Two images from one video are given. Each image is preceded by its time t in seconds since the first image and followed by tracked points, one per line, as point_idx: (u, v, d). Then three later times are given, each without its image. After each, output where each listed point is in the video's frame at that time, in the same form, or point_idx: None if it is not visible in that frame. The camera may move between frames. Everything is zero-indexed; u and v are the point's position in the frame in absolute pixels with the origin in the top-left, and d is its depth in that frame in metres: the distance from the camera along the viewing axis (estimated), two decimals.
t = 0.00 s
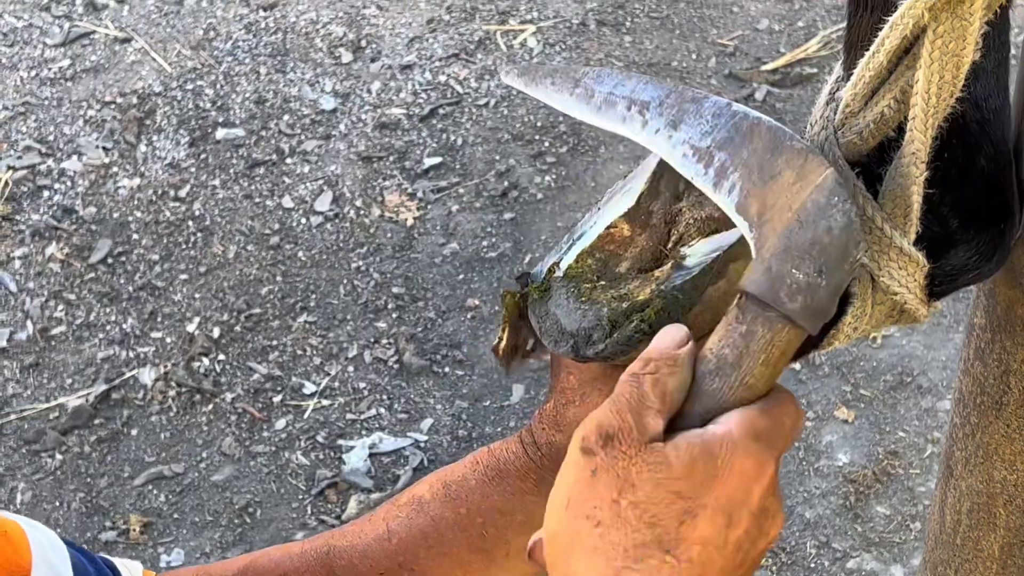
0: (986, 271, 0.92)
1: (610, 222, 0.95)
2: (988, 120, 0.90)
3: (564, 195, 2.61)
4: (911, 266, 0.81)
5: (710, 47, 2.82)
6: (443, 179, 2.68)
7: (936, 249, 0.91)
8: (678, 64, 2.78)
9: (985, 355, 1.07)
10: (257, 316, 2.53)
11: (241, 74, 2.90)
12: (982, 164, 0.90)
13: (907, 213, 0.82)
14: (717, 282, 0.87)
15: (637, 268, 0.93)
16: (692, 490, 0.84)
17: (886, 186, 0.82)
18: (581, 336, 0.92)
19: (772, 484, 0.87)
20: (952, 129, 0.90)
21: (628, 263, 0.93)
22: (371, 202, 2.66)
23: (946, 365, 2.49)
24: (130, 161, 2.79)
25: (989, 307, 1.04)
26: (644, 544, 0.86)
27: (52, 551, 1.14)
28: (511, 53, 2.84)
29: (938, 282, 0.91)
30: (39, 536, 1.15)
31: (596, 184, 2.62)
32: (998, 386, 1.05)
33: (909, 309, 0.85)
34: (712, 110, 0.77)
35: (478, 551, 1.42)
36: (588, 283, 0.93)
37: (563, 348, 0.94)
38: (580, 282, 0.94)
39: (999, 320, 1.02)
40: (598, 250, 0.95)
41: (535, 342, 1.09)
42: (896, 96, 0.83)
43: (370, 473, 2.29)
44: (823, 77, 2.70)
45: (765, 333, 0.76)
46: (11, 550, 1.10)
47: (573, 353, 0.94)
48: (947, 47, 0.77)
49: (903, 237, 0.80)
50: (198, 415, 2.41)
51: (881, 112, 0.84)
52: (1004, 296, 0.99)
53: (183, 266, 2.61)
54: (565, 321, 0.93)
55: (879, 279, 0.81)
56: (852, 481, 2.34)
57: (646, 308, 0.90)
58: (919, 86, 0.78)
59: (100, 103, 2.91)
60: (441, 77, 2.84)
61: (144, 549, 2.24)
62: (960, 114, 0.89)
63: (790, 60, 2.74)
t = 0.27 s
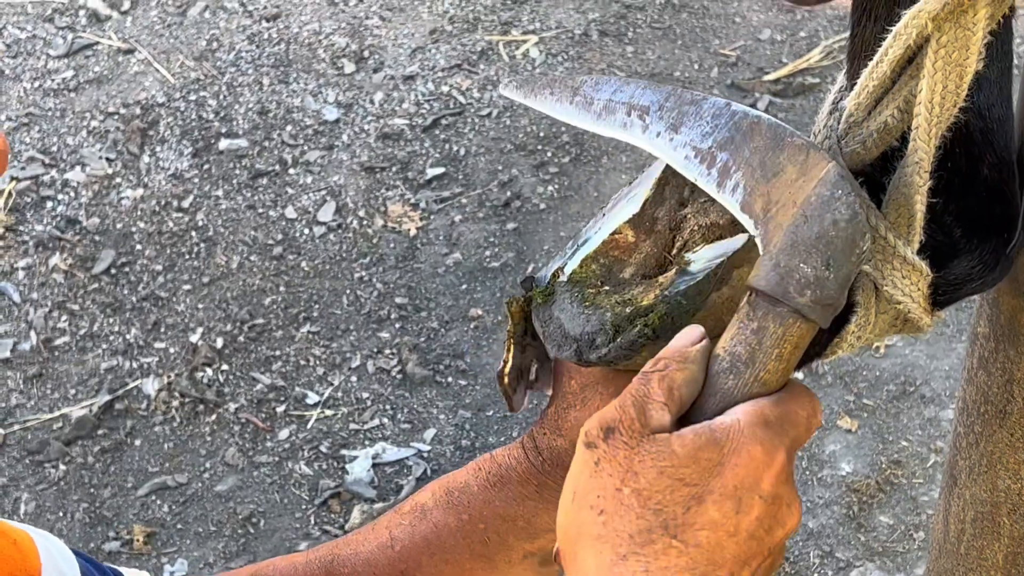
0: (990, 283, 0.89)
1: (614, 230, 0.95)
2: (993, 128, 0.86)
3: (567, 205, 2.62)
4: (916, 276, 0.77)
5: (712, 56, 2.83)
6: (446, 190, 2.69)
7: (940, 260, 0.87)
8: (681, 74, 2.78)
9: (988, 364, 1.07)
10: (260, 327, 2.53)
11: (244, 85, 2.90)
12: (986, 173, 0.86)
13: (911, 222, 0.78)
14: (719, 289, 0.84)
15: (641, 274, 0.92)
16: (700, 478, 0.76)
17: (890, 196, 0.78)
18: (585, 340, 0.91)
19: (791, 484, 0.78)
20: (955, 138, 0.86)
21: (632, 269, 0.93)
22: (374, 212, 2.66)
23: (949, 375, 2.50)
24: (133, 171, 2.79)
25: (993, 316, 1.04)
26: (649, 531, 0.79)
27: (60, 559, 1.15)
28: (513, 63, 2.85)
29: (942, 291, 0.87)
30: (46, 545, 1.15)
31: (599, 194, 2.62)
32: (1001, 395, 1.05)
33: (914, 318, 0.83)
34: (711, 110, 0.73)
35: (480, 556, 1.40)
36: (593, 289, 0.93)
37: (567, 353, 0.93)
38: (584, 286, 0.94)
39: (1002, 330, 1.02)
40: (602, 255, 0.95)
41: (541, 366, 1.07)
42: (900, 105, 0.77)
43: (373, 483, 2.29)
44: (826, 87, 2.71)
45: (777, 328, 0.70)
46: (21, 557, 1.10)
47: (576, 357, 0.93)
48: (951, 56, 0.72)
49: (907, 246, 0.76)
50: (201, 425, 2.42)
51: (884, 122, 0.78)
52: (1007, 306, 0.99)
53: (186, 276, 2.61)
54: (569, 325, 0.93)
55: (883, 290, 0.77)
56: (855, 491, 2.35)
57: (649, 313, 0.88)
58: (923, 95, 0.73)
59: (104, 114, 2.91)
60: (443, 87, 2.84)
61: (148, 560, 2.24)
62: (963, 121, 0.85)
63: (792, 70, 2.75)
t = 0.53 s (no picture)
0: (980, 316, 0.88)
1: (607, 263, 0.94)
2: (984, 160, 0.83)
3: (568, 224, 2.63)
4: (903, 311, 0.75)
5: (713, 75, 2.84)
6: (448, 209, 2.69)
7: (932, 296, 0.85)
8: (681, 93, 2.81)
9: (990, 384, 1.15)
10: (262, 346, 2.53)
11: (246, 104, 2.90)
12: (976, 210, 0.83)
13: (901, 254, 0.75)
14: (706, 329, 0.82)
15: (628, 311, 0.94)
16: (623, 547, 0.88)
17: (879, 228, 0.75)
18: (572, 375, 0.99)
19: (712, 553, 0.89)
20: (947, 169, 0.82)
21: (623, 305, 0.94)
22: (375, 232, 2.67)
23: (950, 394, 2.53)
24: (135, 191, 2.78)
25: (993, 342, 1.12)
26: None
27: None
28: (515, 82, 2.86)
29: (932, 326, 0.86)
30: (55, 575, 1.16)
31: (600, 213, 2.63)
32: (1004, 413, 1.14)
33: (904, 357, 0.80)
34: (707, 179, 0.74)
35: None
36: (583, 325, 0.97)
37: (556, 386, 1.02)
38: (573, 321, 0.99)
39: (1001, 357, 1.11)
40: (593, 291, 0.96)
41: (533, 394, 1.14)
42: (893, 135, 0.74)
43: (375, 503, 2.30)
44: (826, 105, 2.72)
45: (724, 412, 0.75)
46: None
47: (563, 391, 1.02)
48: (947, 81, 0.69)
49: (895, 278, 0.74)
50: (204, 445, 2.42)
51: (876, 152, 0.75)
52: (1005, 334, 1.07)
53: (188, 296, 2.61)
54: (558, 360, 1.00)
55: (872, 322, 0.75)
56: (856, 510, 2.37)
57: (635, 353, 0.91)
58: (915, 123, 0.70)
59: (106, 133, 2.90)
60: (445, 106, 2.85)
61: None
62: (954, 152, 0.81)
63: (792, 88, 2.77)
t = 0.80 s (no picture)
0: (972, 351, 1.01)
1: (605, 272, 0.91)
2: (978, 202, 1.00)
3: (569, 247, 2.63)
4: (896, 335, 0.93)
5: (713, 97, 2.85)
6: (449, 232, 2.69)
7: (928, 329, 0.99)
8: (683, 115, 2.82)
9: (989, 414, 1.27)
10: (264, 371, 2.53)
11: (248, 127, 2.90)
12: (969, 244, 0.99)
13: (894, 279, 0.93)
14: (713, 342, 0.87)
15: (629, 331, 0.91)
16: None
17: (874, 253, 0.93)
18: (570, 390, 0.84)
19: None
20: (942, 208, 1.00)
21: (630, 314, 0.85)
22: (377, 255, 2.67)
23: (952, 418, 2.52)
24: (137, 215, 2.78)
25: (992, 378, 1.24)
26: None
27: None
28: (515, 104, 2.87)
29: (926, 360, 1.00)
30: None
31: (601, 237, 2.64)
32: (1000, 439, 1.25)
33: (896, 381, 0.96)
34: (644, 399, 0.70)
35: None
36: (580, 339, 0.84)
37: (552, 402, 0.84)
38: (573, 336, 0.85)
39: (1001, 391, 1.22)
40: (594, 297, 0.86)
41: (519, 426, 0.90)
42: (887, 169, 0.94)
43: (377, 528, 2.30)
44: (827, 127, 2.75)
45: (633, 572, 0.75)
46: None
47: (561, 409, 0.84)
48: (942, 120, 0.87)
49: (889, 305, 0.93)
50: (205, 470, 2.42)
51: (870, 186, 0.95)
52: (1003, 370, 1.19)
53: (190, 320, 2.61)
54: (554, 373, 0.85)
55: (866, 344, 0.94)
56: (858, 535, 2.37)
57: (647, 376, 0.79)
58: (911, 157, 0.89)
59: (108, 157, 2.89)
60: (446, 129, 2.85)
61: None
62: (946, 196, 0.99)
63: (793, 110, 2.79)
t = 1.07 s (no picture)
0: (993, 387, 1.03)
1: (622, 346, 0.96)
2: (992, 243, 1.02)
3: (569, 273, 2.63)
4: (921, 385, 0.94)
5: (713, 122, 2.85)
6: (449, 258, 2.69)
7: (949, 373, 1.03)
8: (682, 140, 2.83)
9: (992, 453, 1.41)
10: (264, 399, 2.53)
11: (248, 153, 2.90)
12: (987, 285, 1.02)
13: (915, 333, 0.93)
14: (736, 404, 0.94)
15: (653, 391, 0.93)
16: None
17: (895, 309, 0.93)
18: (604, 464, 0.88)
19: None
20: (960, 253, 1.01)
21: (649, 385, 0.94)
22: (377, 282, 2.67)
23: (953, 445, 2.52)
24: (137, 242, 2.77)
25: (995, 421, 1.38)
26: None
27: None
28: (515, 130, 2.87)
29: (944, 403, 1.03)
30: None
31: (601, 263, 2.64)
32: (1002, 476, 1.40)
33: (921, 430, 0.97)
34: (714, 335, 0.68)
35: None
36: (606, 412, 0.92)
37: (586, 477, 0.89)
38: (598, 410, 0.93)
39: (1004, 433, 1.36)
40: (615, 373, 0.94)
41: (550, 487, 1.00)
42: (899, 225, 0.91)
43: (377, 558, 2.30)
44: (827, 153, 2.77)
45: None
46: None
47: (596, 482, 0.89)
48: (951, 180, 0.84)
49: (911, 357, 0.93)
50: (206, 499, 2.42)
51: (884, 241, 0.92)
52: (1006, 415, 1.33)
53: (191, 348, 2.61)
54: (585, 446, 0.90)
55: (889, 398, 0.95)
56: (860, 564, 2.36)
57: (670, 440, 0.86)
58: (924, 216, 0.86)
59: (108, 184, 2.89)
60: (446, 154, 2.85)
61: None
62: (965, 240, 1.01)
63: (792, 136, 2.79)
